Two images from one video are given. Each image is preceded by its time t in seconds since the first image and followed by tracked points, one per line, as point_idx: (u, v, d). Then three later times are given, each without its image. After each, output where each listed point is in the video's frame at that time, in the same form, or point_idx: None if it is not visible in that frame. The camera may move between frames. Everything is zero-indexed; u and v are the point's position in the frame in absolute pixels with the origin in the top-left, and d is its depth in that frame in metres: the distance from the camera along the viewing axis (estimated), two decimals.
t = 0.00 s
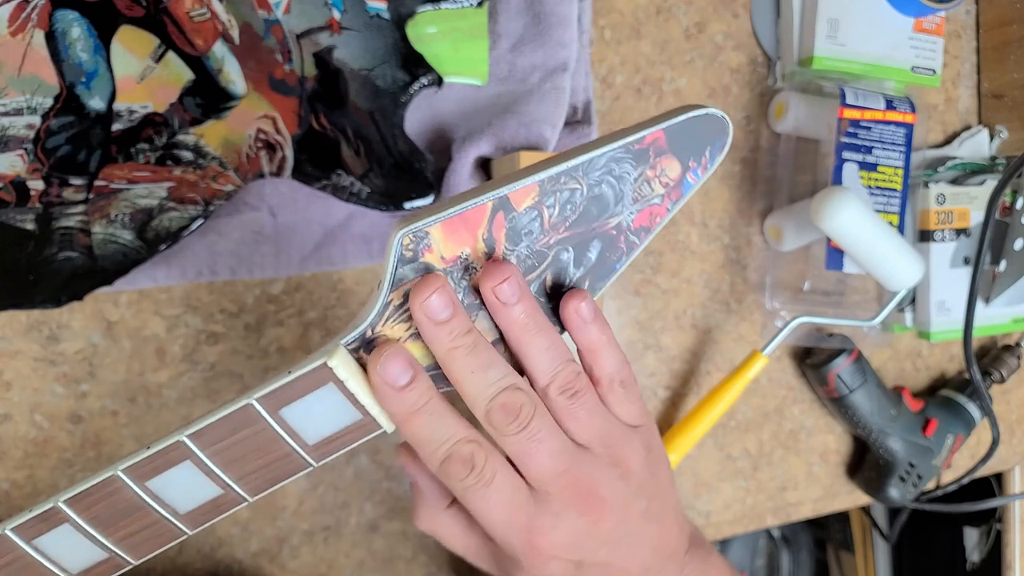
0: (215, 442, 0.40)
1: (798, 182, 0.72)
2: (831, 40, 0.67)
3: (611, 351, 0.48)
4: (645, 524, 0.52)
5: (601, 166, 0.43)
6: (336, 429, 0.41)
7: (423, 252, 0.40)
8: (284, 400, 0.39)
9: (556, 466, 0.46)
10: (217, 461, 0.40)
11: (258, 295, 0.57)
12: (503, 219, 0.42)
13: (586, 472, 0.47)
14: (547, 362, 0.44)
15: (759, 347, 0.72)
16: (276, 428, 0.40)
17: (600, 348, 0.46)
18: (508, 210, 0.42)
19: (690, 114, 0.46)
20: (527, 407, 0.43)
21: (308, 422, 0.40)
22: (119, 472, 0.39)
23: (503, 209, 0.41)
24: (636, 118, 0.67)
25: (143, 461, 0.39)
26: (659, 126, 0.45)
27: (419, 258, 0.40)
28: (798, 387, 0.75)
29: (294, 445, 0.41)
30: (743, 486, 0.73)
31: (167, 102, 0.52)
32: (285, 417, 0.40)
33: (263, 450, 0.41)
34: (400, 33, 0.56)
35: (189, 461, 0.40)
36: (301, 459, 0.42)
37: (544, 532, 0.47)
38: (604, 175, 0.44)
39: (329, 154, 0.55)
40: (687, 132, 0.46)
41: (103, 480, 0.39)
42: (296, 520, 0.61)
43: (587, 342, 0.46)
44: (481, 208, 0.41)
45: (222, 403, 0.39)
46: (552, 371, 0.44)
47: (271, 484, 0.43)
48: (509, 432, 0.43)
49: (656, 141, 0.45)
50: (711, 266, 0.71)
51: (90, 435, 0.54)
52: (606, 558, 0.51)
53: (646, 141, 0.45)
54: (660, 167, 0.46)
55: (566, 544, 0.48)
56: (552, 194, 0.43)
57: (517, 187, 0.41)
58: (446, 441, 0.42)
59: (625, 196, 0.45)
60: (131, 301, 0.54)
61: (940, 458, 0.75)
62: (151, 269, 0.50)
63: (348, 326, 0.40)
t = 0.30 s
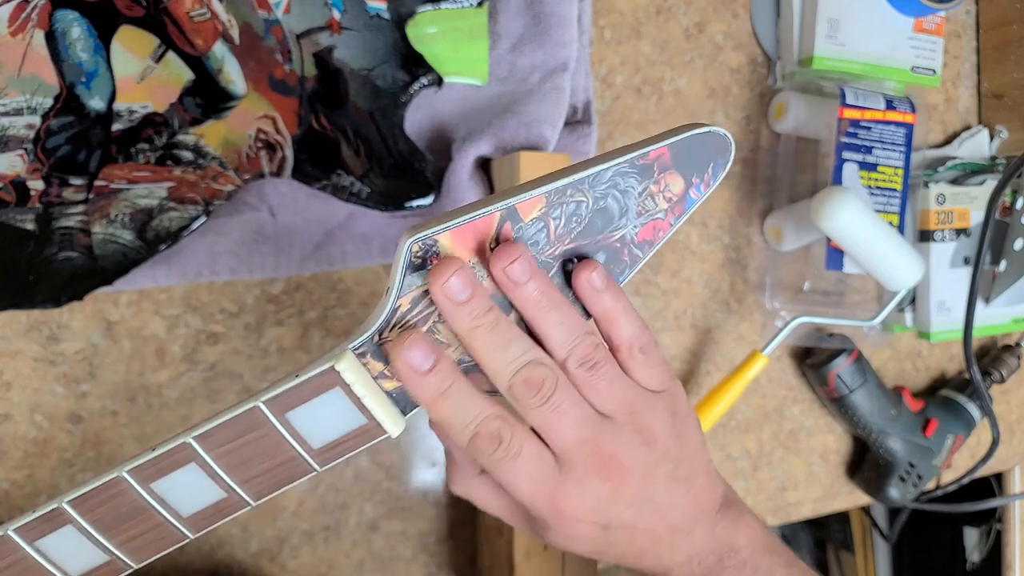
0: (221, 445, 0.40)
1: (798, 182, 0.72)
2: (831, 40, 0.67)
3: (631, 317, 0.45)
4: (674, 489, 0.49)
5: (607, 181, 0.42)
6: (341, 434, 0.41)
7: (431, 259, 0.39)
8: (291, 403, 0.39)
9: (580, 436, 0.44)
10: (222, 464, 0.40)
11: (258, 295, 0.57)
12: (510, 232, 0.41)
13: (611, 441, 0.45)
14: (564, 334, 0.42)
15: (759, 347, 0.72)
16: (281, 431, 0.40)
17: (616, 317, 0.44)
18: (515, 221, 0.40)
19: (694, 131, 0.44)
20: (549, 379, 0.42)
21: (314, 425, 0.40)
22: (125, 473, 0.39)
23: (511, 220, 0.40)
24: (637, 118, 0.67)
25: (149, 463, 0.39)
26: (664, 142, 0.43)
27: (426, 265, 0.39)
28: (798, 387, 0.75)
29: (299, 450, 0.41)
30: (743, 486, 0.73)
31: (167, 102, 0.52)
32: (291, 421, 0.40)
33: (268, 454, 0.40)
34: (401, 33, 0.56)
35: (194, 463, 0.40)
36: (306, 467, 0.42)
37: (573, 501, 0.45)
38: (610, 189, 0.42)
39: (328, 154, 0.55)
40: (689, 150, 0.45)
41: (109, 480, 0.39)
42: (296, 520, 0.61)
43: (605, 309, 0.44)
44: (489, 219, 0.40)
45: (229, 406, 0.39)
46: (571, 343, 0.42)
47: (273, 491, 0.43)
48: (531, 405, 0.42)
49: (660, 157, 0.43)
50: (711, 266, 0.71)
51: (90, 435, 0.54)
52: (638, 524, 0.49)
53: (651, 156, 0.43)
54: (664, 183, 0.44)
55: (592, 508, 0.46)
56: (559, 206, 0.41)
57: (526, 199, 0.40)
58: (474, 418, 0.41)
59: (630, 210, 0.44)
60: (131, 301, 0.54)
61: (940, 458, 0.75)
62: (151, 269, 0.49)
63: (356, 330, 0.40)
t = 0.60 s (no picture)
0: (214, 437, 0.40)
1: (798, 181, 0.72)
2: (831, 40, 0.67)
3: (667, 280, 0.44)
4: (693, 454, 0.49)
5: (595, 173, 0.40)
6: (334, 425, 0.41)
7: (420, 251, 0.39)
8: (283, 395, 0.39)
9: (608, 388, 0.44)
10: (216, 457, 0.40)
11: (258, 295, 0.57)
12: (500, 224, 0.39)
13: (639, 398, 0.45)
14: (604, 285, 0.41)
15: (759, 347, 0.72)
16: (274, 423, 0.40)
17: (647, 279, 0.43)
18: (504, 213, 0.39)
19: (682, 123, 0.42)
20: (584, 328, 0.41)
21: (307, 416, 0.40)
22: (119, 466, 0.39)
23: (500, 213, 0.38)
24: (636, 118, 0.67)
25: (143, 455, 0.39)
26: (650, 135, 0.41)
27: (418, 255, 0.39)
28: (798, 387, 0.75)
29: (292, 442, 0.41)
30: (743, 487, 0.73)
31: (167, 102, 0.52)
32: (284, 413, 0.40)
33: (260, 446, 0.40)
34: (401, 33, 0.56)
35: (189, 456, 0.40)
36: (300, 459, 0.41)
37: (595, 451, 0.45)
38: (598, 182, 0.41)
39: (328, 154, 0.55)
40: (678, 143, 0.42)
41: (104, 473, 0.39)
42: (297, 520, 0.61)
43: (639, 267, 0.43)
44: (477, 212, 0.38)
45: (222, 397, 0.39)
46: (608, 295, 0.42)
47: (268, 484, 0.42)
48: (565, 351, 0.41)
49: (647, 149, 0.41)
50: (712, 266, 0.71)
51: (90, 435, 0.55)
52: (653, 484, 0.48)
53: (639, 148, 0.41)
54: (652, 176, 0.42)
55: (615, 463, 0.46)
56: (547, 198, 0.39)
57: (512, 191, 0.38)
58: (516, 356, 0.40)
59: (618, 202, 0.42)
60: (131, 301, 0.54)
61: (940, 458, 0.75)
62: (152, 268, 0.50)
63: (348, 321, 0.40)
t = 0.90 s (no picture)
0: (196, 447, 0.38)
1: (797, 181, 0.72)
2: (831, 40, 0.67)
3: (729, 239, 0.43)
4: (740, 420, 0.47)
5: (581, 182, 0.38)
6: (318, 436, 0.39)
7: (404, 260, 0.37)
8: (265, 404, 0.37)
9: (667, 343, 0.42)
10: (198, 468, 0.38)
11: (258, 294, 0.57)
12: (484, 231, 0.38)
13: (698, 355, 0.43)
14: (672, 238, 0.40)
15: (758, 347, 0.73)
16: (257, 434, 0.38)
17: (711, 237, 0.42)
18: (489, 221, 0.38)
19: (673, 131, 0.39)
20: (651, 280, 0.40)
21: (290, 426, 0.38)
22: (99, 476, 0.38)
23: (484, 220, 0.38)
24: (636, 118, 0.67)
25: (123, 465, 0.38)
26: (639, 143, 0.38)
27: (400, 264, 0.37)
28: (798, 387, 0.75)
29: (275, 452, 0.39)
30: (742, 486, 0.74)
31: (167, 102, 0.52)
32: (267, 422, 0.38)
33: (242, 458, 0.38)
34: (400, 33, 0.56)
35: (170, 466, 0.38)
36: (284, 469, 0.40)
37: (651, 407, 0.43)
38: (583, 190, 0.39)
39: (328, 154, 0.55)
40: (669, 150, 0.40)
41: (84, 483, 0.38)
42: (296, 520, 0.61)
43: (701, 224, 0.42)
44: (461, 220, 0.37)
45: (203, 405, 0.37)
46: (675, 248, 0.40)
47: (253, 494, 0.41)
48: (629, 302, 0.40)
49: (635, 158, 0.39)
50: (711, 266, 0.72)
51: (90, 435, 0.55)
52: (700, 448, 0.47)
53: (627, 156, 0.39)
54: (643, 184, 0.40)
55: (667, 422, 0.44)
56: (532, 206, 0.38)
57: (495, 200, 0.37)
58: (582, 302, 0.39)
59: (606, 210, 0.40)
60: (131, 301, 0.54)
61: (940, 458, 0.75)
62: (152, 269, 0.49)
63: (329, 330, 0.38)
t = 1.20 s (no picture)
0: (175, 464, 0.38)
1: (798, 181, 0.72)
2: (831, 40, 0.67)
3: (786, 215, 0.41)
4: (777, 399, 0.45)
5: (567, 193, 0.38)
6: (298, 452, 0.39)
7: (385, 273, 0.37)
8: (244, 420, 0.37)
9: (715, 315, 0.40)
10: (177, 484, 0.38)
11: (259, 295, 0.57)
12: (468, 242, 0.37)
13: (745, 329, 0.41)
14: (728, 207, 0.39)
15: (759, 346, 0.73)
16: (238, 450, 0.38)
17: (764, 208, 0.41)
18: (473, 233, 0.37)
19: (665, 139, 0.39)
20: (706, 249, 0.38)
21: (269, 442, 0.38)
22: (79, 491, 0.38)
23: (468, 232, 0.37)
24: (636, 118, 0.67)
25: (103, 481, 0.38)
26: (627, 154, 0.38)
27: (382, 277, 0.37)
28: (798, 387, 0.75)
29: (255, 468, 0.39)
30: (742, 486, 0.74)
31: (167, 102, 0.52)
32: (246, 439, 0.38)
33: (222, 473, 0.38)
34: (400, 33, 0.56)
35: (150, 482, 0.38)
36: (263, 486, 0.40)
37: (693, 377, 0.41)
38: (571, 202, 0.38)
39: (328, 154, 0.55)
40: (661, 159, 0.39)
41: (64, 499, 0.38)
42: (296, 520, 0.61)
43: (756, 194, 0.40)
44: (444, 232, 0.37)
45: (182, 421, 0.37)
46: (731, 218, 0.39)
47: (232, 512, 0.40)
48: (683, 269, 0.38)
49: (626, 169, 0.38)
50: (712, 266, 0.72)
51: (90, 435, 0.55)
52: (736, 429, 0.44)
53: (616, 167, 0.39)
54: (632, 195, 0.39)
55: (706, 395, 0.42)
56: (517, 218, 0.38)
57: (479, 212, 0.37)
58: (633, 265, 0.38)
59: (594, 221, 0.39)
60: (131, 301, 0.54)
61: (940, 458, 0.75)
62: (152, 269, 0.48)
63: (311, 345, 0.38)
